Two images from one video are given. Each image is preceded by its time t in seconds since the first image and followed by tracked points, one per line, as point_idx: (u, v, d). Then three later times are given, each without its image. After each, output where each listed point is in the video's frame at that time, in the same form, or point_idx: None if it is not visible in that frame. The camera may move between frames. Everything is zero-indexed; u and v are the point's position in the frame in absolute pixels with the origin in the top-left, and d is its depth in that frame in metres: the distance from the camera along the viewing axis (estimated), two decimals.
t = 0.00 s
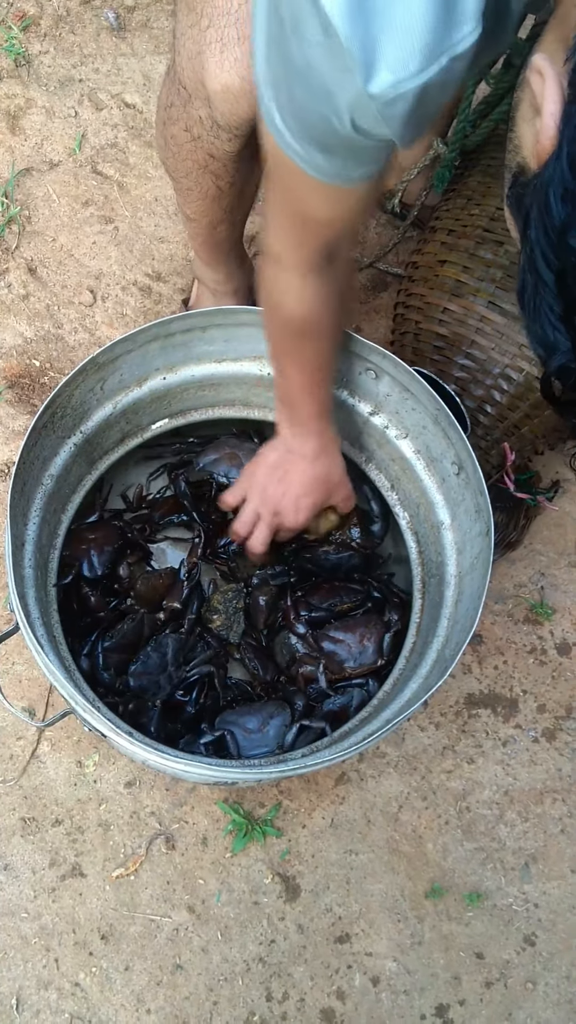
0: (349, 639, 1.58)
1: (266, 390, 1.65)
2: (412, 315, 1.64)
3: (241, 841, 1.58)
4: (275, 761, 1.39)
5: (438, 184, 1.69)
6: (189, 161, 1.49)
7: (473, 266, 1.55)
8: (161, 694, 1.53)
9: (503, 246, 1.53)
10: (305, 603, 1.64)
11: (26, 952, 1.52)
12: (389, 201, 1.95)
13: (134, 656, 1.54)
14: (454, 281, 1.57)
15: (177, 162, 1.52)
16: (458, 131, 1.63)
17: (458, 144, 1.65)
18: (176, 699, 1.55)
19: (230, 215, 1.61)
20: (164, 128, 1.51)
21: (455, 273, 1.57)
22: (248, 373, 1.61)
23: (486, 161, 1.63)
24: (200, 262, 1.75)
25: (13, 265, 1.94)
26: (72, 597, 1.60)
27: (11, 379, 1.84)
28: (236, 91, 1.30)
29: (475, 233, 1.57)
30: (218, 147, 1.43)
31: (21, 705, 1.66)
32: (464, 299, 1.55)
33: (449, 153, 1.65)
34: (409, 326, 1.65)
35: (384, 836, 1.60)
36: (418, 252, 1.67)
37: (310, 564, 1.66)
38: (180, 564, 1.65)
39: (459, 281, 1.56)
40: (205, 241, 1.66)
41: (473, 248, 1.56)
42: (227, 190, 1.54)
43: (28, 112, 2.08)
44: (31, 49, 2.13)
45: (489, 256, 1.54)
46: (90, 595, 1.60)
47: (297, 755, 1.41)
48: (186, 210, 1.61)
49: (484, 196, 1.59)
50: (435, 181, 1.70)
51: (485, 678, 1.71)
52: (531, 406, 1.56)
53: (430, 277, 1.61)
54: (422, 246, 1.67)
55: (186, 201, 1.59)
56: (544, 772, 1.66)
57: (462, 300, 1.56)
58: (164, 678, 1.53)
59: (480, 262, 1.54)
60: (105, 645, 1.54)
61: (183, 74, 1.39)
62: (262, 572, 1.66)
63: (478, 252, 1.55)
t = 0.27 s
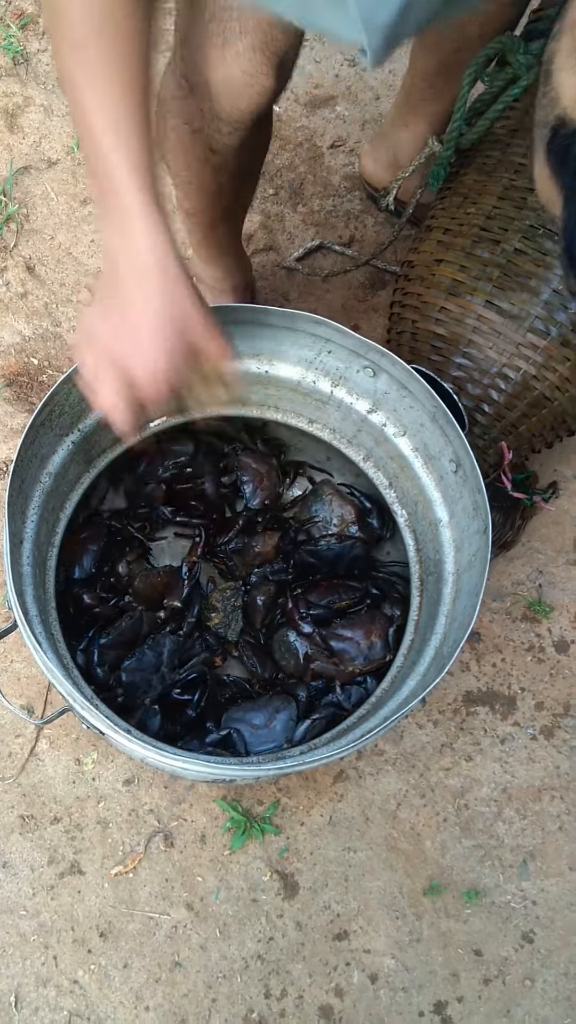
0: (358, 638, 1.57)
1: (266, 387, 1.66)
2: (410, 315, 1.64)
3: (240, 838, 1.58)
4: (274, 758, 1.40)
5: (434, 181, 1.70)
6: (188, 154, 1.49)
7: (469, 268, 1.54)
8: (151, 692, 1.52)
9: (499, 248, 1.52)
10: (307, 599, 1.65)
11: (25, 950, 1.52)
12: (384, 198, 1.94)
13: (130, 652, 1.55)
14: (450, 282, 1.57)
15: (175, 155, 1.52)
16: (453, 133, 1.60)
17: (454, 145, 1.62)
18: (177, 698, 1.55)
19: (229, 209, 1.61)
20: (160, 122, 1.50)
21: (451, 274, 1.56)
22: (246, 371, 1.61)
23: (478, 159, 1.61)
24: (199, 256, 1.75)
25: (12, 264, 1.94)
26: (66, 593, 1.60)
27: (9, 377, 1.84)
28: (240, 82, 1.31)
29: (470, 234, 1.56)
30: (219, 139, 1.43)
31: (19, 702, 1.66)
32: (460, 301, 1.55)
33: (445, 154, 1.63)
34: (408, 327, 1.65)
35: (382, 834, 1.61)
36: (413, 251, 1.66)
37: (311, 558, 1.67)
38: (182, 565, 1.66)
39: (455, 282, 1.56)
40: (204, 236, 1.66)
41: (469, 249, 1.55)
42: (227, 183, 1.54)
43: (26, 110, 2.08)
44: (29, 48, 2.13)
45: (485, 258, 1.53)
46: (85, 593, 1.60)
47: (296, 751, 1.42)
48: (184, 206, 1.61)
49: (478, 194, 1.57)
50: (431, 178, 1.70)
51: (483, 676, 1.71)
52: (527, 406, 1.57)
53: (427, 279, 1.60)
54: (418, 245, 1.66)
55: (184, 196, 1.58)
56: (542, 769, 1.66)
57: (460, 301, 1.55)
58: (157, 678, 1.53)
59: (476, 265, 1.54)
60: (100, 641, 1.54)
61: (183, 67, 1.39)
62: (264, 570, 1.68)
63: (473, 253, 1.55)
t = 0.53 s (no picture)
0: (367, 637, 1.55)
1: (265, 386, 1.66)
2: (413, 320, 1.64)
3: (240, 837, 1.58)
4: (273, 757, 1.40)
5: (435, 184, 1.69)
6: (184, 143, 1.49)
7: (472, 271, 1.55)
8: (147, 689, 1.51)
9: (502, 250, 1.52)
10: (307, 597, 1.65)
11: (25, 948, 1.52)
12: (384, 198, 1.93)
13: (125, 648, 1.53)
14: (453, 285, 1.57)
15: (172, 143, 1.52)
16: (453, 134, 1.61)
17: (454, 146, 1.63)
18: (178, 698, 1.55)
19: (226, 202, 1.61)
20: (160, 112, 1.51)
21: (454, 277, 1.56)
22: (246, 370, 1.61)
23: (480, 161, 1.61)
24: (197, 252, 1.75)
25: (11, 263, 1.94)
26: (65, 590, 1.60)
27: (9, 376, 1.84)
28: (228, 72, 1.29)
29: (472, 237, 1.56)
30: (212, 131, 1.43)
31: (19, 701, 1.66)
32: (466, 304, 1.55)
33: (445, 156, 1.64)
34: (412, 331, 1.64)
35: (382, 832, 1.61)
36: (416, 255, 1.66)
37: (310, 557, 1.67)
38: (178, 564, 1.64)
39: (459, 285, 1.56)
40: (201, 228, 1.66)
41: (471, 252, 1.55)
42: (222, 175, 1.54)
43: (26, 110, 2.08)
44: (29, 47, 2.13)
45: (488, 260, 1.53)
46: (84, 591, 1.60)
47: (295, 750, 1.42)
48: (182, 195, 1.62)
49: (480, 197, 1.57)
50: (432, 181, 1.71)
51: (483, 675, 1.71)
52: (532, 406, 1.57)
53: (430, 282, 1.60)
54: (420, 249, 1.66)
55: (182, 187, 1.60)
56: (541, 768, 1.66)
57: (464, 304, 1.55)
58: (152, 676, 1.51)
59: (479, 267, 1.54)
60: (94, 639, 1.53)
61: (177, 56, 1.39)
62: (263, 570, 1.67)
63: (476, 257, 1.54)
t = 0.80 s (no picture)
0: (369, 637, 1.58)
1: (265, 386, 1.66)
2: (422, 322, 1.64)
3: (239, 837, 1.58)
4: (272, 757, 1.40)
5: (441, 188, 1.68)
6: (181, 154, 1.50)
7: (480, 271, 1.55)
8: (149, 692, 1.53)
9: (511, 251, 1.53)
10: (306, 598, 1.65)
11: (24, 948, 1.52)
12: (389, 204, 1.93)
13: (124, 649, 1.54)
14: (461, 287, 1.57)
15: (170, 155, 1.52)
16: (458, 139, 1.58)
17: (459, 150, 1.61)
18: (178, 699, 1.56)
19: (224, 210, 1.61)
20: (157, 124, 1.52)
21: (463, 278, 1.57)
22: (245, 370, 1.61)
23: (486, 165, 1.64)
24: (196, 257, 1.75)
25: (11, 263, 1.94)
26: (64, 590, 1.60)
27: (9, 376, 1.84)
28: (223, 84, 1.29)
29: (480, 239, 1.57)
30: (209, 142, 1.43)
31: (19, 701, 1.66)
32: (476, 305, 1.56)
33: (450, 162, 1.61)
34: (420, 333, 1.65)
35: (381, 832, 1.61)
36: (423, 259, 1.67)
37: (311, 557, 1.67)
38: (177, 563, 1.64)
39: (467, 286, 1.56)
40: (199, 236, 1.67)
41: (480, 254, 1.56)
42: (220, 184, 1.54)
43: (25, 110, 2.08)
44: (28, 47, 2.13)
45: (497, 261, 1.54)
46: (83, 592, 1.60)
47: (295, 750, 1.42)
48: (179, 205, 1.62)
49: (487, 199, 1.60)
50: (437, 185, 1.69)
51: (482, 675, 1.71)
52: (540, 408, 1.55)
53: (439, 284, 1.61)
54: (427, 253, 1.68)
55: (179, 198, 1.60)
56: (540, 767, 1.66)
57: (473, 305, 1.56)
58: (153, 680, 1.52)
59: (488, 267, 1.54)
60: (94, 639, 1.53)
61: (173, 70, 1.39)
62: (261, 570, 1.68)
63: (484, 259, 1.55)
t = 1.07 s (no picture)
0: (372, 637, 1.58)
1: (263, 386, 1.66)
2: (413, 336, 1.64)
3: (238, 837, 1.58)
4: (270, 757, 1.39)
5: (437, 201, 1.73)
6: (182, 164, 1.49)
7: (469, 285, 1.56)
8: (145, 694, 1.52)
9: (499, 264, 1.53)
10: (304, 598, 1.65)
11: (23, 949, 1.52)
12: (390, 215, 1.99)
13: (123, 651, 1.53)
14: (452, 299, 1.57)
15: (170, 164, 1.52)
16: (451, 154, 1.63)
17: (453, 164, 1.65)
18: (175, 699, 1.57)
19: (224, 215, 1.61)
20: (158, 133, 1.51)
21: (452, 292, 1.57)
22: (244, 369, 1.61)
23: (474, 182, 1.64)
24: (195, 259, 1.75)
25: (9, 263, 1.94)
26: (64, 590, 1.61)
27: (7, 376, 1.84)
28: (226, 97, 1.29)
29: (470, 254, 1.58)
30: (211, 153, 1.43)
31: (17, 702, 1.66)
32: (465, 319, 1.56)
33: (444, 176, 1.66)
34: (411, 346, 1.65)
35: (380, 832, 1.61)
36: (415, 270, 1.67)
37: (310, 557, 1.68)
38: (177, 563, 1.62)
39: (457, 299, 1.57)
40: (199, 242, 1.67)
41: (469, 268, 1.57)
42: (221, 193, 1.54)
43: (23, 110, 2.08)
44: (27, 47, 2.13)
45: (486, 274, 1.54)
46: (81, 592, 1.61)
47: (293, 749, 1.41)
48: (180, 212, 1.62)
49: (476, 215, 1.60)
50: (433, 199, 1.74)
51: (480, 675, 1.71)
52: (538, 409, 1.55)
53: (429, 298, 1.61)
54: (419, 266, 1.68)
55: (180, 206, 1.60)
56: (539, 767, 1.66)
57: (463, 319, 1.56)
58: (150, 682, 1.51)
59: (477, 281, 1.55)
60: (93, 639, 1.53)
61: (174, 81, 1.39)
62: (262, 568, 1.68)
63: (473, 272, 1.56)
